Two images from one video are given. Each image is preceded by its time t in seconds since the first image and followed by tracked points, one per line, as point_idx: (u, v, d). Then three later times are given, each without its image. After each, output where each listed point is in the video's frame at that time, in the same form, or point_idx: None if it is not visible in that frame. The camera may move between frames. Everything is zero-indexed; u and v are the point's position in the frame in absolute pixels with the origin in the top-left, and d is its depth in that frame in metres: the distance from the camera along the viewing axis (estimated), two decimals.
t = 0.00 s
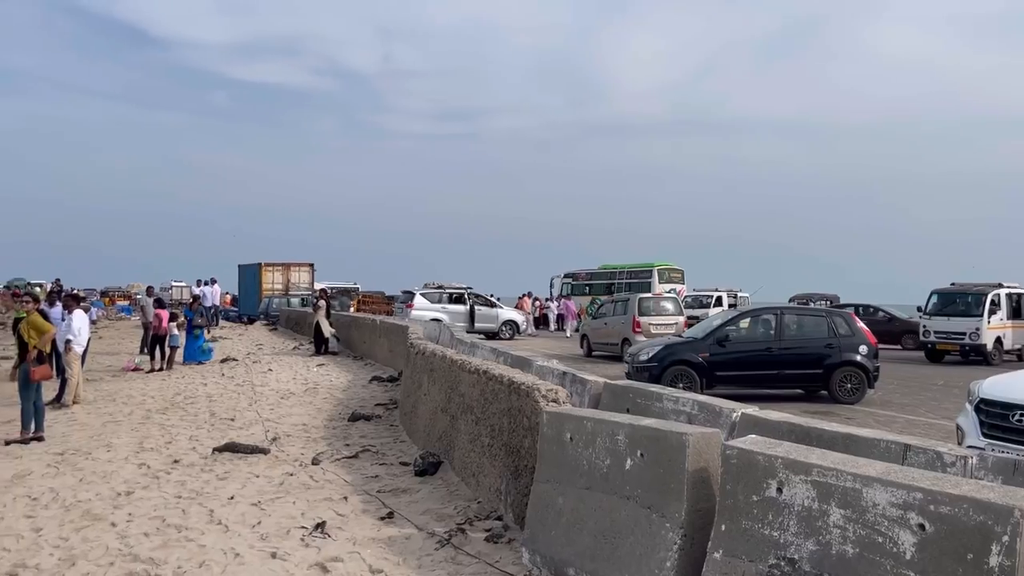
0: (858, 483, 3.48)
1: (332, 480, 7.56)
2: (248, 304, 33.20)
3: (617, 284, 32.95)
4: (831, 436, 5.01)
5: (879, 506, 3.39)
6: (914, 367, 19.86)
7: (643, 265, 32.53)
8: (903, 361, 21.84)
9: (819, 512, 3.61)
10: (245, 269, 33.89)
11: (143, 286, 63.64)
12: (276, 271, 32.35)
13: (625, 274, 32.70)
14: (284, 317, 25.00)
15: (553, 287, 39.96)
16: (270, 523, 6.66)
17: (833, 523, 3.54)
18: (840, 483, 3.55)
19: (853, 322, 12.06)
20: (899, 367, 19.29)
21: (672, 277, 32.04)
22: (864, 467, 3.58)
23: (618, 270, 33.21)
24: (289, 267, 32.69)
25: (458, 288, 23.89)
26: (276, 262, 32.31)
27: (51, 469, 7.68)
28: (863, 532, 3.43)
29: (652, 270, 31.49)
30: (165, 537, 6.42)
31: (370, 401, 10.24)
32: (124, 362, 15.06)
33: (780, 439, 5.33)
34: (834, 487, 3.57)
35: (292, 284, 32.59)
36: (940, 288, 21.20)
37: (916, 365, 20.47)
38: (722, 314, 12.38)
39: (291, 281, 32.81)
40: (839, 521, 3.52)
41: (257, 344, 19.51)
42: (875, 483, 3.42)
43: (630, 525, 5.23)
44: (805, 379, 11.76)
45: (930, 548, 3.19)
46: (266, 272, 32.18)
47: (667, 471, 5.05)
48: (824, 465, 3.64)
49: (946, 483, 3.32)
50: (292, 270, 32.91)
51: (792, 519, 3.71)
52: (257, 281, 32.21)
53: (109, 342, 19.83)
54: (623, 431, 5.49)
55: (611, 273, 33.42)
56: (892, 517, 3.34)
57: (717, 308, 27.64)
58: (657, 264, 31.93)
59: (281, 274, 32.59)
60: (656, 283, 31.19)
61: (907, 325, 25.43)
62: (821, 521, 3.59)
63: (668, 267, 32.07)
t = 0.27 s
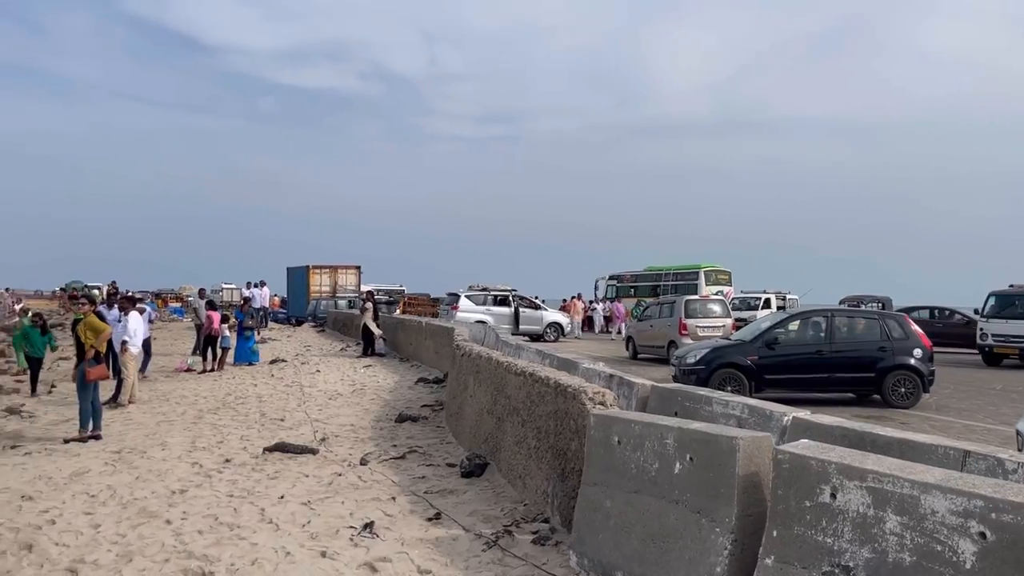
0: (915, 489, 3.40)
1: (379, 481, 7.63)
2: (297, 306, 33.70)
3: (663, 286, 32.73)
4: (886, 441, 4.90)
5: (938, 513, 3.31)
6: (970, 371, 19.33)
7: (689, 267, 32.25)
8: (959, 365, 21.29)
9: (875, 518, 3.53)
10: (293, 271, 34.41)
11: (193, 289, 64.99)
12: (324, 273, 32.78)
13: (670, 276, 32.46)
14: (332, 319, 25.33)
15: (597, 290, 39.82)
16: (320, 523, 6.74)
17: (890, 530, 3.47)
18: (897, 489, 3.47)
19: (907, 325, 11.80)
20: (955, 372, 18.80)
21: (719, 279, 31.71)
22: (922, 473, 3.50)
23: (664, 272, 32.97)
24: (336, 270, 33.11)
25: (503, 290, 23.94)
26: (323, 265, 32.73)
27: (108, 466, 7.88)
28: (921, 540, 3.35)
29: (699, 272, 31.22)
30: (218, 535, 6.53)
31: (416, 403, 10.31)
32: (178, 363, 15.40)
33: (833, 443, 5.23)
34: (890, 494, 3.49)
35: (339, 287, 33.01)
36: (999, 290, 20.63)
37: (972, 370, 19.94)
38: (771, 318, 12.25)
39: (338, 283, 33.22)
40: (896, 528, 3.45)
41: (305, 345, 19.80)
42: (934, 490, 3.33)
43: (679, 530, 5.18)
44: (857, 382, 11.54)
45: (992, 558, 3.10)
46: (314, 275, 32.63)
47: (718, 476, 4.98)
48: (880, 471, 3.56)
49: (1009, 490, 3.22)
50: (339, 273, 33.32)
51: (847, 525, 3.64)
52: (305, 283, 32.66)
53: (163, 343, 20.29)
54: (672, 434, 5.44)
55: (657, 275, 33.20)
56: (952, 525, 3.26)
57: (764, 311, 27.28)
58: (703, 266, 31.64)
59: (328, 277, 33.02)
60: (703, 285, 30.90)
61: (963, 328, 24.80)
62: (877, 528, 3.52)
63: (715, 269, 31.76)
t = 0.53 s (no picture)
0: (973, 496, 3.31)
1: (424, 482, 7.67)
2: (342, 308, 34.07)
3: (709, 288, 32.42)
4: (943, 447, 4.78)
5: (997, 521, 3.22)
6: None
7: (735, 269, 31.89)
8: (1016, 369, 20.71)
9: (931, 526, 3.45)
10: (338, 273, 34.81)
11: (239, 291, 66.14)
12: (369, 275, 33.10)
13: (716, 277, 32.13)
14: (376, 321, 25.57)
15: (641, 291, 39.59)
16: (366, 523, 6.80)
17: (947, 538, 3.38)
18: (953, 496, 3.39)
19: (961, 328, 11.54)
20: (1011, 376, 18.31)
21: (766, 280, 31.32)
22: (981, 480, 3.40)
23: (710, 273, 32.66)
24: (381, 273, 33.43)
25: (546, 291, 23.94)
26: (369, 267, 33.04)
27: (160, 465, 8.05)
28: (980, 549, 3.26)
29: (745, 273, 30.86)
30: (267, 534, 6.62)
31: (460, 404, 10.35)
32: (228, 364, 15.69)
33: (886, 449, 5.12)
34: (947, 501, 3.41)
35: (384, 289, 33.32)
36: None
37: None
38: (819, 319, 12.05)
39: (383, 286, 33.51)
40: (954, 537, 3.36)
41: (351, 347, 20.00)
42: (993, 497, 3.24)
43: (727, 535, 5.11)
44: (909, 386, 11.32)
45: None
46: (359, 277, 32.96)
47: (767, 481, 4.90)
48: (936, 477, 3.48)
49: None
50: (384, 275, 33.62)
51: (902, 533, 3.56)
52: (351, 286, 33.01)
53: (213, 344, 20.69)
54: (719, 438, 5.37)
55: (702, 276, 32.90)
56: (1013, 533, 3.16)
57: (813, 313, 26.87)
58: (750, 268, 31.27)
59: (373, 279, 33.33)
60: (750, 287, 30.54)
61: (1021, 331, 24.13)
62: (933, 536, 3.43)
63: (762, 271, 31.36)
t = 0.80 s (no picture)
0: None
1: (468, 483, 7.69)
2: (384, 310, 34.35)
3: (753, 290, 32.07)
4: (1001, 452, 4.65)
5: None
6: None
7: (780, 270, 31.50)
8: None
9: (989, 533, 3.36)
10: (380, 275, 35.10)
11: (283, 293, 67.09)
12: (411, 277, 33.33)
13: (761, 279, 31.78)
14: (419, 323, 25.74)
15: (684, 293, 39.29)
16: (411, 523, 6.84)
17: (1006, 546, 3.29)
18: (1013, 503, 3.29)
19: (1016, 330, 11.28)
20: None
21: (812, 282, 30.90)
22: None
23: (754, 275, 32.30)
24: (423, 275, 33.64)
25: (588, 293, 23.89)
26: (411, 269, 33.26)
27: (210, 464, 8.19)
28: None
29: (790, 275, 30.47)
30: (313, 533, 6.70)
31: (503, 406, 10.37)
32: (274, 365, 15.92)
33: (941, 454, 4.99)
34: (1005, 508, 3.31)
35: (426, 291, 33.53)
36: None
37: None
38: (866, 322, 11.85)
39: (425, 287, 33.74)
40: (1013, 545, 3.27)
41: (394, 348, 20.19)
42: None
43: (776, 540, 5.03)
44: (962, 391, 11.08)
45: None
46: (401, 279, 33.19)
47: (817, 486, 4.81)
48: (994, 483, 3.38)
49: None
50: (427, 277, 33.85)
51: (958, 540, 3.47)
52: (393, 288, 33.25)
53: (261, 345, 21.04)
54: (768, 442, 5.29)
55: (747, 278, 32.56)
56: None
57: (861, 315, 26.43)
58: (795, 269, 30.87)
59: (416, 281, 33.57)
60: (796, 289, 30.14)
61: None
62: (991, 543, 3.34)
63: (808, 272, 30.95)
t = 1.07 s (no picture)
0: None
1: (511, 484, 7.71)
2: (425, 311, 34.54)
3: (798, 291, 31.64)
4: None
5: None
6: None
7: (825, 271, 31.03)
8: None
9: None
10: (421, 277, 35.30)
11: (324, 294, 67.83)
12: (452, 279, 33.47)
13: (805, 280, 31.34)
14: (460, 324, 25.84)
15: (725, 295, 38.91)
16: (454, 524, 6.86)
17: None
18: None
19: None
20: None
21: (858, 283, 30.39)
22: None
23: (799, 276, 31.86)
24: (464, 276, 33.76)
25: (630, 295, 23.78)
26: (452, 271, 33.39)
27: (256, 463, 8.31)
28: None
29: (836, 276, 30.00)
30: (358, 532, 6.75)
31: (545, 408, 10.37)
32: (318, 366, 16.11)
33: (996, 459, 4.86)
34: None
35: (467, 292, 33.64)
36: None
37: None
38: (915, 323, 11.62)
39: (466, 289, 33.85)
40: None
41: (436, 349, 20.30)
42: None
43: (825, 545, 4.95)
44: (1016, 394, 10.81)
45: None
46: (442, 281, 33.35)
47: (867, 490, 4.72)
48: None
49: None
50: (468, 279, 33.95)
51: (1015, 548, 3.38)
52: (435, 289, 33.42)
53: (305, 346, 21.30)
54: (815, 446, 5.20)
55: (791, 279, 32.14)
56: None
57: (909, 317, 25.93)
58: (841, 270, 30.38)
59: (457, 282, 33.69)
60: (841, 290, 29.66)
61: None
62: None
63: (854, 274, 30.43)
